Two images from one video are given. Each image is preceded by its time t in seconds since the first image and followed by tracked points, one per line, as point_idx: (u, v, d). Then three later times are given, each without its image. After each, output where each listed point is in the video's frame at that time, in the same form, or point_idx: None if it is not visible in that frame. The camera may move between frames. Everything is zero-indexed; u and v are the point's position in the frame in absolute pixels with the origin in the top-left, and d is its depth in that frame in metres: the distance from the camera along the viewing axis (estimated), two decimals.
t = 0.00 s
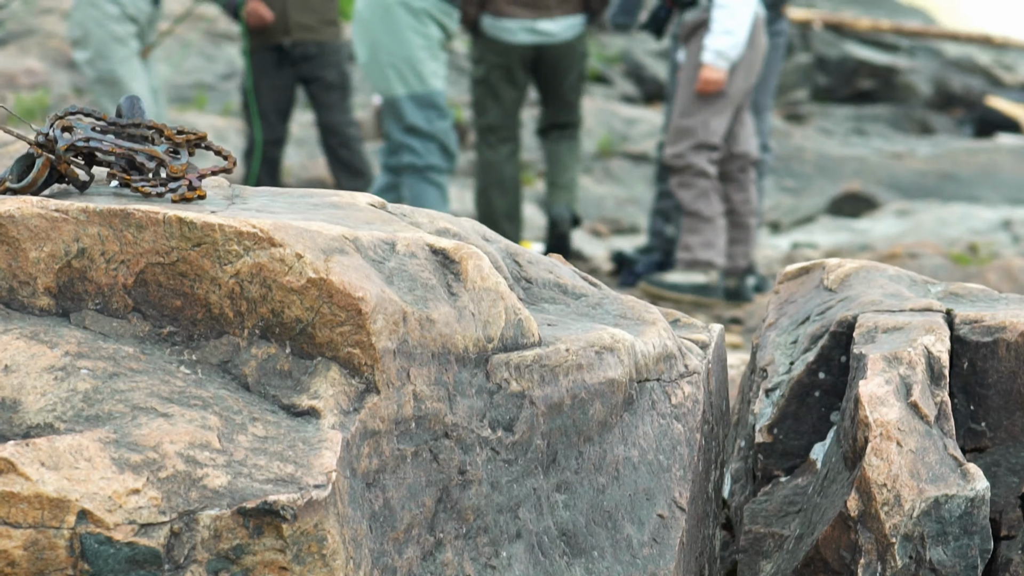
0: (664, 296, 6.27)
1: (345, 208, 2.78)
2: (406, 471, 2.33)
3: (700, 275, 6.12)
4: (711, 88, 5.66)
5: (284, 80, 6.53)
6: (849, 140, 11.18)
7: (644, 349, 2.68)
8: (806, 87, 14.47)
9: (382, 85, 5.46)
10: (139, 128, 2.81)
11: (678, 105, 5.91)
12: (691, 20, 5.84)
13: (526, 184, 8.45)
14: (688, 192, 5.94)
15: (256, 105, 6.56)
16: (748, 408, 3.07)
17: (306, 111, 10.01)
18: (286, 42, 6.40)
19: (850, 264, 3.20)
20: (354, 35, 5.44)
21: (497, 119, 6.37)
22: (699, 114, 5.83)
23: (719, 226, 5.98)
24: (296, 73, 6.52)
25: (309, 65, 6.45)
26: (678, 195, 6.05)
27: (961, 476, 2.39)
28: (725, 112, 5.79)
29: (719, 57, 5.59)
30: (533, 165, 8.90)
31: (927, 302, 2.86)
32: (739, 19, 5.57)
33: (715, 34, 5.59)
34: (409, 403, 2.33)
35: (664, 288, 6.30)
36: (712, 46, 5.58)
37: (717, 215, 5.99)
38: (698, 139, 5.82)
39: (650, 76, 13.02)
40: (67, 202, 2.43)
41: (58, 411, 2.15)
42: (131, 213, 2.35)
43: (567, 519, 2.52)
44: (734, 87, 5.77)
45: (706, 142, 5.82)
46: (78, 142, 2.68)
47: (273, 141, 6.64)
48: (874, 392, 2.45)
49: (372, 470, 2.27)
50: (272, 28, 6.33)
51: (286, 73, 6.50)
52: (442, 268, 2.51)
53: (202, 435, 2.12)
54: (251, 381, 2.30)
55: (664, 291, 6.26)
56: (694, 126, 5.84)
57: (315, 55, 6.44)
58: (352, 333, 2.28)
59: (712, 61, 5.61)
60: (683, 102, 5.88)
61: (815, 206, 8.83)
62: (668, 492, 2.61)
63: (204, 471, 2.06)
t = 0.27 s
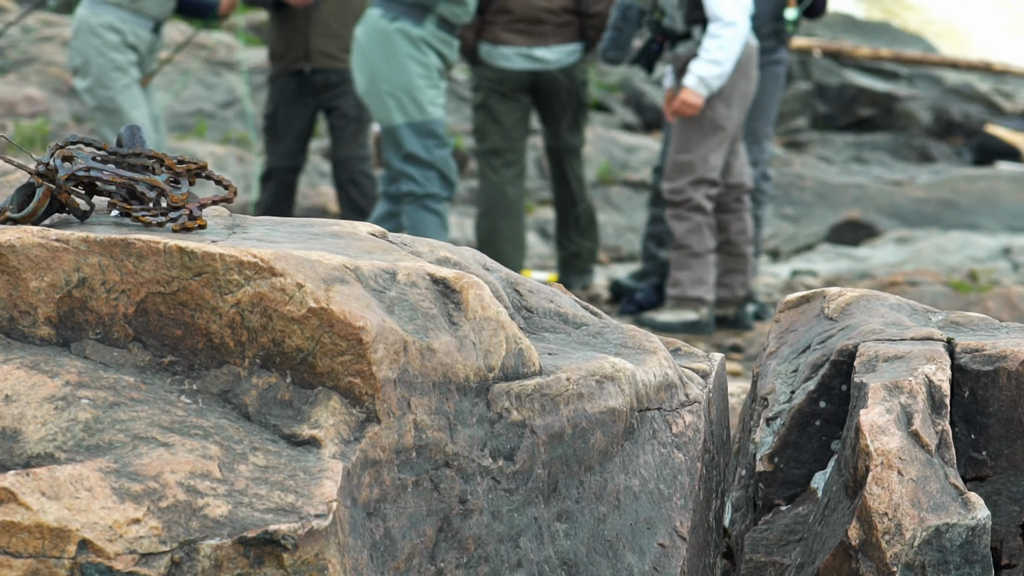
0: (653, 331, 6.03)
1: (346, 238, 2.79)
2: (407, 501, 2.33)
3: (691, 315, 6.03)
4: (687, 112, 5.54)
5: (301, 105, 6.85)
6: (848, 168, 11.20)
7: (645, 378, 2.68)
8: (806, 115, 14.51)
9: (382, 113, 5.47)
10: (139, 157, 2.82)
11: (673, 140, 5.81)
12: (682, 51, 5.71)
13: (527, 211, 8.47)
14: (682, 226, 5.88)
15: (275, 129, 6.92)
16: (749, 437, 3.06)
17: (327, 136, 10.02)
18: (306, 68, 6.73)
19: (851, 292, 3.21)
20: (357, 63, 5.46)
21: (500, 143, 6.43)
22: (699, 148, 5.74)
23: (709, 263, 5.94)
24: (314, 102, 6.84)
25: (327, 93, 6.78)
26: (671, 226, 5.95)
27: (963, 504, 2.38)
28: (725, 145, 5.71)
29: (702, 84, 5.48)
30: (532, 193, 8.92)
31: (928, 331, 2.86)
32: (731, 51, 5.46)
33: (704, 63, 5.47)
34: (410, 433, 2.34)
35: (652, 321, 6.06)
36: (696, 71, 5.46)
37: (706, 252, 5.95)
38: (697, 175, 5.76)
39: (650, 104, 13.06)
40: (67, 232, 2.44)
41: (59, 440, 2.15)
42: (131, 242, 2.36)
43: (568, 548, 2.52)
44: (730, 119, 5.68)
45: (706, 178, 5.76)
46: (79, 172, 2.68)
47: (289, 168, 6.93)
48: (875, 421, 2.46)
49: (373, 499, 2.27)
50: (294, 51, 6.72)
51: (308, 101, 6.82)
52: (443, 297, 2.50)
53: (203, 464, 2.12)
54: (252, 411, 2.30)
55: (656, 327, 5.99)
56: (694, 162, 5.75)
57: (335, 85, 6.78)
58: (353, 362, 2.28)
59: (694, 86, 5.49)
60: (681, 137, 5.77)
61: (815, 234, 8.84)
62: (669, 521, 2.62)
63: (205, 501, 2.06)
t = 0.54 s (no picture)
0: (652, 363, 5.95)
1: (345, 273, 2.80)
2: (406, 536, 2.34)
3: (691, 346, 5.93)
4: (662, 139, 5.47)
5: (319, 127, 6.92)
6: (847, 198, 11.22)
7: (645, 413, 2.68)
8: (805, 145, 14.55)
9: (379, 145, 5.48)
10: (138, 193, 2.82)
11: (672, 175, 5.77)
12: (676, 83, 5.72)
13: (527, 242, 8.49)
14: (684, 260, 5.82)
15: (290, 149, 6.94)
16: (748, 471, 3.06)
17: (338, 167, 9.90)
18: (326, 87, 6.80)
19: (850, 325, 3.22)
20: (357, 95, 5.49)
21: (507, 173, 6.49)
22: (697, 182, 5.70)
23: (710, 295, 5.87)
24: (331, 125, 6.93)
25: (344, 117, 6.84)
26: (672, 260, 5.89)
27: (962, 538, 2.39)
28: (723, 177, 5.69)
29: (679, 111, 5.44)
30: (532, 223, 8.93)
31: (927, 364, 2.87)
32: (713, 83, 5.43)
33: (684, 93, 5.44)
34: (409, 468, 2.34)
35: (652, 354, 5.98)
36: (676, 98, 5.42)
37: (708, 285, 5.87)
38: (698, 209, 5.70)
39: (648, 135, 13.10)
40: (66, 268, 2.45)
41: (58, 476, 2.14)
42: (130, 278, 2.36)
43: None
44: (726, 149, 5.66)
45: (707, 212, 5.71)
46: (78, 207, 2.69)
47: (303, 188, 6.98)
48: (874, 455, 2.45)
49: (372, 535, 2.27)
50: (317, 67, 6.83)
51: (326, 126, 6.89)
52: (442, 333, 2.51)
53: (202, 500, 2.11)
54: (251, 447, 2.30)
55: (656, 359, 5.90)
56: (695, 195, 5.70)
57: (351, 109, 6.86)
58: (352, 399, 2.28)
59: (671, 112, 5.44)
60: (678, 171, 5.73)
61: (814, 264, 8.86)
62: (667, 555, 2.62)
63: (204, 537, 2.06)
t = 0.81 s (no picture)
0: (649, 398, 5.84)
1: (341, 308, 2.81)
2: (403, 573, 2.34)
3: (688, 380, 5.84)
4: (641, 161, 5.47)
5: (324, 160, 6.63)
6: (843, 231, 11.21)
7: (641, 448, 2.68)
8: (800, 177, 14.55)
9: (375, 179, 5.49)
10: (134, 230, 2.83)
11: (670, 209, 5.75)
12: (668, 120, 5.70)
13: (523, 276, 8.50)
14: (683, 294, 5.81)
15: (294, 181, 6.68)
16: (743, 507, 3.05)
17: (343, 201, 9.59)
18: (330, 119, 6.52)
19: (846, 360, 3.22)
20: (354, 130, 5.51)
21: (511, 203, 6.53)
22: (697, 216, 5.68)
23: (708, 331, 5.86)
24: (336, 159, 6.63)
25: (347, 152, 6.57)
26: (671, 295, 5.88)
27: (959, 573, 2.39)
28: (722, 209, 5.67)
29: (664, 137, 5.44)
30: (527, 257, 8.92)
31: (923, 400, 2.87)
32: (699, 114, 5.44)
33: (672, 118, 5.43)
34: (406, 505, 2.34)
35: (648, 387, 5.87)
36: (661, 124, 5.42)
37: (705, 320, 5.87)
38: (699, 242, 5.69)
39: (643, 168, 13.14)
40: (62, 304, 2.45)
41: (55, 513, 2.14)
42: (126, 314, 2.37)
43: None
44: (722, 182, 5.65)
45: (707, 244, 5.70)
46: (74, 244, 2.70)
47: (307, 223, 6.68)
48: (870, 490, 2.45)
49: (369, 572, 2.27)
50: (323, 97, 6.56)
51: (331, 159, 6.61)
52: (438, 368, 2.51)
53: (198, 536, 2.11)
54: (247, 483, 2.30)
55: (652, 394, 5.79)
56: (694, 229, 5.69)
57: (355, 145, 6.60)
58: (348, 435, 2.29)
59: (655, 137, 5.44)
60: (677, 206, 5.71)
61: (810, 298, 8.88)
62: None
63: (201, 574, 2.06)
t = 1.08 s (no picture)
0: (644, 421, 5.75)
1: (336, 332, 2.81)
2: None
3: (683, 404, 5.75)
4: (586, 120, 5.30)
5: (325, 184, 6.62)
6: (839, 252, 11.21)
7: (637, 471, 2.69)
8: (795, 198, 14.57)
9: (369, 201, 5.50)
10: (129, 252, 2.83)
11: (662, 230, 5.70)
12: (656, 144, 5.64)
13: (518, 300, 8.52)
14: (676, 316, 5.72)
15: (296, 204, 6.67)
16: (738, 530, 3.05)
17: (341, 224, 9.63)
18: (331, 142, 6.54)
19: (842, 383, 3.22)
20: (350, 151, 5.52)
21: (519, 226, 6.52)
22: (690, 236, 5.64)
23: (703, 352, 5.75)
24: (337, 183, 6.63)
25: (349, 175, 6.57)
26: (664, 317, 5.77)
27: None
28: (716, 229, 5.64)
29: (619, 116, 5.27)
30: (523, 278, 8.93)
31: (918, 422, 2.87)
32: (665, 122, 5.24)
33: (636, 104, 5.24)
34: (401, 527, 2.33)
35: (643, 410, 5.78)
36: (620, 100, 5.25)
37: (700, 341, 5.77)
38: (691, 263, 5.64)
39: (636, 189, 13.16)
40: (57, 327, 2.45)
41: (50, 536, 2.14)
42: (122, 337, 2.37)
43: None
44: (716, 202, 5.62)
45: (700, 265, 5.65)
46: (69, 267, 2.71)
47: (307, 245, 6.66)
48: (866, 511, 2.46)
49: None
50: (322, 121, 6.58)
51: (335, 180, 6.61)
52: (434, 392, 2.51)
53: (194, 559, 2.10)
54: (243, 505, 2.30)
55: (647, 417, 5.70)
56: (687, 250, 5.63)
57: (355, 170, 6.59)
58: (344, 458, 2.29)
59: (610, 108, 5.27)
60: (670, 225, 5.66)
61: (806, 319, 8.91)
62: None
63: None
